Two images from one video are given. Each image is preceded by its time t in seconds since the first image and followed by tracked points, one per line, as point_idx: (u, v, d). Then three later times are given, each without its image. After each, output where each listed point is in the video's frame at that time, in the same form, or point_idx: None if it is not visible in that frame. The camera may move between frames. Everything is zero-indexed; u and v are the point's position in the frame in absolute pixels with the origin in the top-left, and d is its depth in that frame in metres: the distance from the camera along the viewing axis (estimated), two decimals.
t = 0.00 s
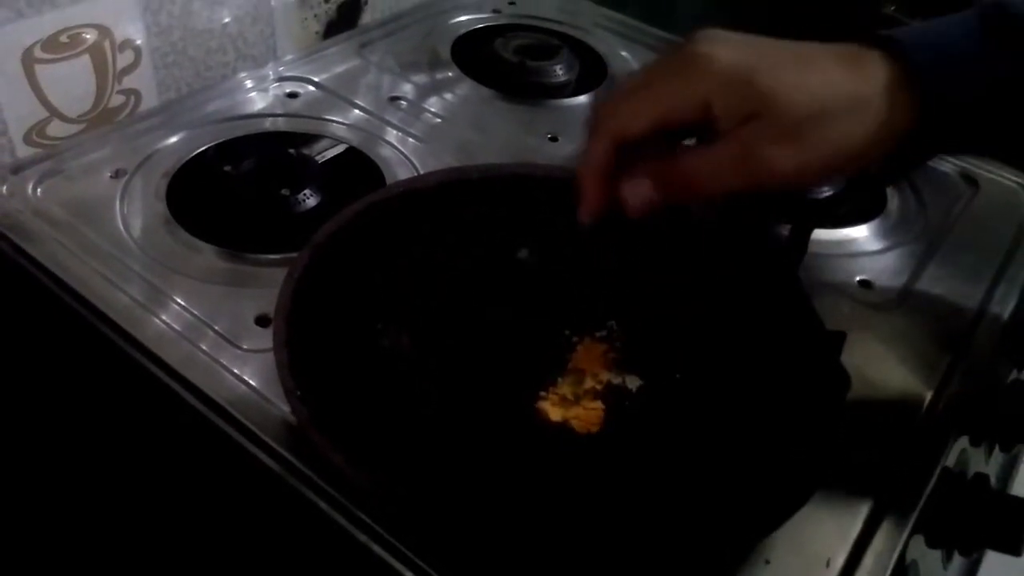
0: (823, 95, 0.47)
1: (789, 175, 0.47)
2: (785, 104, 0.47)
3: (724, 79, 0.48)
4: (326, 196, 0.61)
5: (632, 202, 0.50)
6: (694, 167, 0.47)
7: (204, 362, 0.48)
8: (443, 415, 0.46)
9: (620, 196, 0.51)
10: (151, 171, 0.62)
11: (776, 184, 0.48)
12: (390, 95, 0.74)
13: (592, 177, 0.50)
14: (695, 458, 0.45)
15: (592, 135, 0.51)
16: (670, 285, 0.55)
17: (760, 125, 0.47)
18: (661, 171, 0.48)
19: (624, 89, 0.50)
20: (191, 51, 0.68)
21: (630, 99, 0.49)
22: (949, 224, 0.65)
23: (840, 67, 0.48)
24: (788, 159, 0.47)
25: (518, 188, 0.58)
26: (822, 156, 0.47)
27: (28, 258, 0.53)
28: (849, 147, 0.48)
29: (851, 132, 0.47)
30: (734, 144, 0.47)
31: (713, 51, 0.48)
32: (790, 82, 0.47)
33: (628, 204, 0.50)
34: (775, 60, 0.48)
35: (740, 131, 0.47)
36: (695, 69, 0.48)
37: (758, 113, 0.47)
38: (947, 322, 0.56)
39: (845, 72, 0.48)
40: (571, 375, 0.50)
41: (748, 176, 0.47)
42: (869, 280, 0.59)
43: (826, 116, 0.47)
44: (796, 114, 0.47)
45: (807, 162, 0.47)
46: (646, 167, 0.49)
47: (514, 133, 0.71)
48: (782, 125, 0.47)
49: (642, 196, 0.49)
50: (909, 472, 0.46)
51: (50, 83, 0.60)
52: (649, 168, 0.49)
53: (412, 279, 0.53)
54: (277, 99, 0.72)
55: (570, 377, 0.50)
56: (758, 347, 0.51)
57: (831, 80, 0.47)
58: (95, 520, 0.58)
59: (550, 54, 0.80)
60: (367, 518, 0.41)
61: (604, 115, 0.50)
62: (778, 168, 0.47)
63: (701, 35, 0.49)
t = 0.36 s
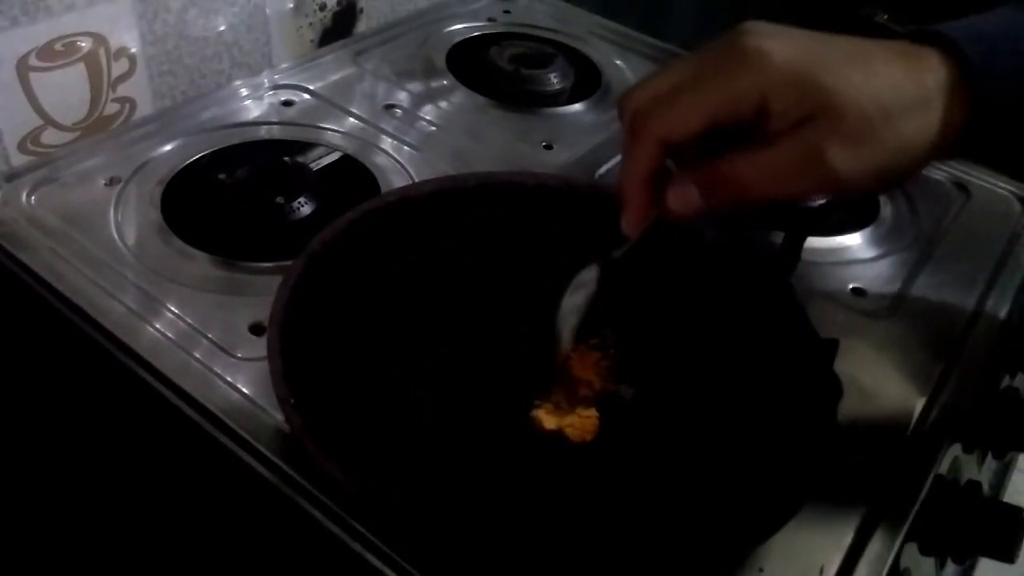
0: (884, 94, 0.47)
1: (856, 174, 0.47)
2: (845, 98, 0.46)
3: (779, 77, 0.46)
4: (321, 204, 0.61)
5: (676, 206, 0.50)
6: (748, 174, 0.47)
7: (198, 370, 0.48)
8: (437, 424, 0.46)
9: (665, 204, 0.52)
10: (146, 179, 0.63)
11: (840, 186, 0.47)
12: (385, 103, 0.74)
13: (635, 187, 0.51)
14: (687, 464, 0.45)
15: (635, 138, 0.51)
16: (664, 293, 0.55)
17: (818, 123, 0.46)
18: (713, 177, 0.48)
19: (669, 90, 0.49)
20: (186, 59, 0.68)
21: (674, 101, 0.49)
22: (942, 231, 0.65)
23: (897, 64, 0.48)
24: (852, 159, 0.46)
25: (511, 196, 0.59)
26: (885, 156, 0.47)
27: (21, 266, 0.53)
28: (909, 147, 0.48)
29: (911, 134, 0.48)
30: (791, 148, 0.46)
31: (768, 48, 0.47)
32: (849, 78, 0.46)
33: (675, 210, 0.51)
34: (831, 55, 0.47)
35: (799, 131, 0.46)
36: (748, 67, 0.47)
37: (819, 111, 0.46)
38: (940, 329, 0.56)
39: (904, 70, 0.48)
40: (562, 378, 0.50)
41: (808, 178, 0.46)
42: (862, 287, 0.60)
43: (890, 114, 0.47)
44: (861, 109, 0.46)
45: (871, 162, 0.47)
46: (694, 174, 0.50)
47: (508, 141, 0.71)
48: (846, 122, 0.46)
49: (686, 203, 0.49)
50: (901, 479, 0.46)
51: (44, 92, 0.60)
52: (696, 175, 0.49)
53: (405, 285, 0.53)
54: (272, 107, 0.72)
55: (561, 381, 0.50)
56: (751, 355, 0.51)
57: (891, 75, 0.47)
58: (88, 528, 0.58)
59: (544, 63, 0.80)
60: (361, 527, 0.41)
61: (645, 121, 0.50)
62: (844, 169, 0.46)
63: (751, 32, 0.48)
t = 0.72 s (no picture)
0: (934, 172, 0.49)
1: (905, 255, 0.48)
2: (901, 176, 0.48)
3: (842, 146, 0.48)
4: (325, 215, 0.61)
5: (710, 272, 0.49)
6: (803, 252, 0.46)
7: (203, 381, 0.48)
8: (440, 434, 0.46)
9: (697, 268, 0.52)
10: (152, 192, 0.63)
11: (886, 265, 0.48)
12: (388, 115, 0.75)
13: (671, 246, 0.51)
14: (690, 472, 0.45)
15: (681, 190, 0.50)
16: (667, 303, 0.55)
17: (874, 206, 0.47)
18: (758, 246, 0.47)
19: (723, 140, 0.49)
20: (191, 72, 0.69)
21: (727, 157, 0.49)
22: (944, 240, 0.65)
23: (945, 139, 0.51)
24: (902, 238, 0.47)
25: (513, 207, 0.59)
26: (929, 236, 0.48)
27: (28, 278, 0.53)
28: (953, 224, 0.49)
29: (954, 207, 0.49)
30: (849, 230, 0.47)
31: (832, 120, 0.49)
32: (905, 152, 0.49)
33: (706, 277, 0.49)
34: (887, 128, 0.49)
35: (853, 213, 0.47)
36: (809, 132, 0.48)
37: (876, 189, 0.47)
38: (943, 337, 0.57)
39: (951, 143, 0.50)
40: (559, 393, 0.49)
41: (863, 258, 0.47)
42: (864, 296, 0.60)
43: (941, 192, 0.49)
44: (914, 190, 0.48)
45: (916, 243, 0.48)
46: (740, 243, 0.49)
47: (511, 152, 0.72)
48: (898, 203, 0.47)
49: (724, 269, 0.48)
50: (903, 487, 0.47)
51: (51, 106, 0.61)
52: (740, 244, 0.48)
53: (409, 296, 0.53)
54: (276, 120, 0.72)
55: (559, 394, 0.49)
56: (753, 364, 0.51)
57: (939, 151, 0.50)
58: (94, 537, 0.58)
59: (546, 73, 0.81)
60: (366, 538, 0.41)
61: (694, 174, 0.50)
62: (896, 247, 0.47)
63: (812, 98, 0.50)
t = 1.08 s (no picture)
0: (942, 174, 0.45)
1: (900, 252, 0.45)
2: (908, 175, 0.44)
3: (850, 144, 0.45)
4: (322, 226, 0.61)
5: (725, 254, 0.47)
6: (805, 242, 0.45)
7: (200, 392, 0.48)
8: (437, 443, 0.46)
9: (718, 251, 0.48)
10: (148, 204, 0.63)
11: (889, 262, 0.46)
12: (385, 126, 0.75)
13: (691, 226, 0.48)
14: (686, 481, 0.46)
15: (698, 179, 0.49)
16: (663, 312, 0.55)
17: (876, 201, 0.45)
18: (768, 229, 0.46)
19: (741, 128, 0.48)
20: (188, 84, 0.69)
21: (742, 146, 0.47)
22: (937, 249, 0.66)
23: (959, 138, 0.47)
24: (904, 240, 0.45)
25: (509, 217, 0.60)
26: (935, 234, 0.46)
27: (25, 288, 0.54)
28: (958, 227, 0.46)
29: (964, 209, 0.46)
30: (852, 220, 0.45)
31: (840, 115, 0.45)
32: (914, 151, 0.45)
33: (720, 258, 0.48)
34: (899, 122, 0.46)
35: (857, 205, 0.45)
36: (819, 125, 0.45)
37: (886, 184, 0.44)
38: (936, 345, 0.57)
39: (964, 141, 0.47)
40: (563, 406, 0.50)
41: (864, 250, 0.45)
42: (857, 304, 0.60)
43: (948, 196, 0.45)
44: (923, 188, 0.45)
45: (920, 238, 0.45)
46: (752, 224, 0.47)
47: (507, 162, 0.72)
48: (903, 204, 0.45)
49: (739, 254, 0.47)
50: (898, 495, 0.47)
51: (49, 118, 0.61)
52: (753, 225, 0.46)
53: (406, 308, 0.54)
54: (273, 131, 0.72)
55: (562, 406, 0.50)
56: (748, 372, 0.51)
57: (952, 150, 0.46)
58: (92, 548, 0.58)
59: (541, 85, 0.82)
60: (365, 549, 0.41)
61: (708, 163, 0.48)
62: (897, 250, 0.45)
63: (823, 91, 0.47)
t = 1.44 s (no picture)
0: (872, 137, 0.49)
1: (847, 205, 0.49)
2: (841, 136, 0.49)
3: (782, 110, 0.49)
4: (319, 222, 0.61)
5: (690, 227, 0.51)
6: (751, 199, 0.49)
7: (196, 387, 0.48)
8: (435, 438, 0.46)
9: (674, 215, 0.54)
10: (145, 200, 0.63)
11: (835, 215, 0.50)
12: (383, 122, 0.75)
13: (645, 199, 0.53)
14: (683, 477, 0.46)
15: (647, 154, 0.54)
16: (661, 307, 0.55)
17: (817, 158, 0.49)
18: (726, 203, 0.50)
19: (686, 107, 0.52)
20: (185, 80, 0.69)
21: (687, 120, 0.52)
22: (935, 245, 0.66)
23: (897, 102, 0.51)
24: (845, 191, 0.49)
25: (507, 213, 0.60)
26: (877, 188, 0.50)
27: (20, 284, 0.54)
28: (898, 185, 0.50)
29: (899, 163, 0.50)
30: (790, 177, 0.49)
31: (775, 84, 0.50)
32: (843, 113, 0.49)
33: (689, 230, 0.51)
34: (827, 92, 0.50)
35: (795, 164, 0.49)
36: (755, 97, 0.50)
37: (818, 144, 0.49)
38: (933, 340, 0.57)
39: (904, 105, 0.51)
40: (561, 405, 0.50)
41: (807, 209, 0.49)
42: (856, 300, 0.60)
43: (886, 152, 0.50)
44: (858, 147, 0.49)
45: (863, 194, 0.49)
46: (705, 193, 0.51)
47: (505, 158, 0.72)
48: (840, 161, 0.49)
49: (698, 223, 0.50)
50: (896, 491, 0.47)
51: (45, 113, 0.61)
52: (710, 196, 0.51)
53: (404, 304, 0.53)
54: (270, 127, 0.73)
55: (558, 403, 0.50)
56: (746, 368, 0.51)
57: (888, 110, 0.50)
58: (89, 546, 0.58)
59: (540, 82, 0.81)
60: (360, 543, 0.41)
61: (659, 134, 0.53)
62: (837, 202, 0.49)
63: (763, 65, 0.51)
